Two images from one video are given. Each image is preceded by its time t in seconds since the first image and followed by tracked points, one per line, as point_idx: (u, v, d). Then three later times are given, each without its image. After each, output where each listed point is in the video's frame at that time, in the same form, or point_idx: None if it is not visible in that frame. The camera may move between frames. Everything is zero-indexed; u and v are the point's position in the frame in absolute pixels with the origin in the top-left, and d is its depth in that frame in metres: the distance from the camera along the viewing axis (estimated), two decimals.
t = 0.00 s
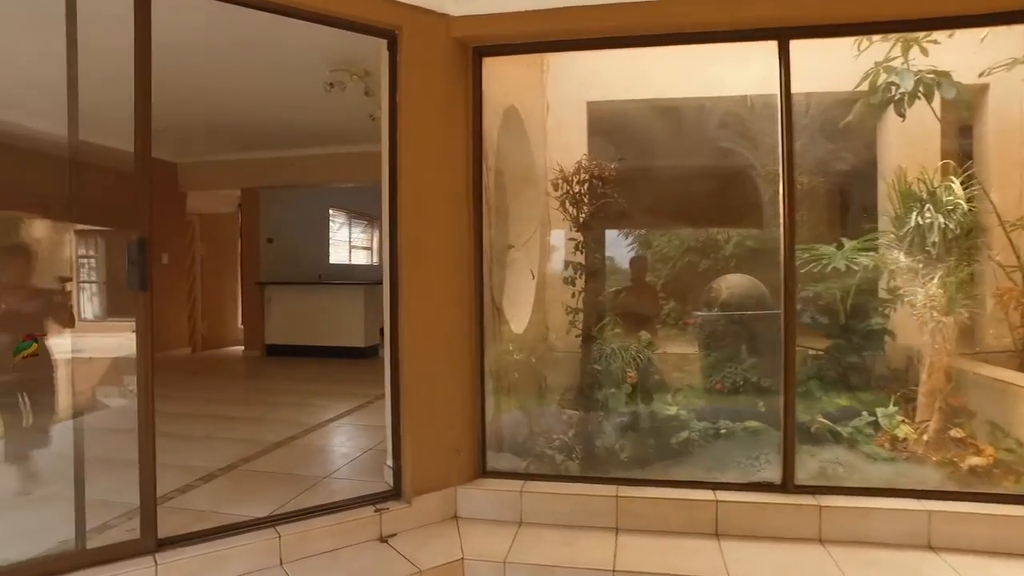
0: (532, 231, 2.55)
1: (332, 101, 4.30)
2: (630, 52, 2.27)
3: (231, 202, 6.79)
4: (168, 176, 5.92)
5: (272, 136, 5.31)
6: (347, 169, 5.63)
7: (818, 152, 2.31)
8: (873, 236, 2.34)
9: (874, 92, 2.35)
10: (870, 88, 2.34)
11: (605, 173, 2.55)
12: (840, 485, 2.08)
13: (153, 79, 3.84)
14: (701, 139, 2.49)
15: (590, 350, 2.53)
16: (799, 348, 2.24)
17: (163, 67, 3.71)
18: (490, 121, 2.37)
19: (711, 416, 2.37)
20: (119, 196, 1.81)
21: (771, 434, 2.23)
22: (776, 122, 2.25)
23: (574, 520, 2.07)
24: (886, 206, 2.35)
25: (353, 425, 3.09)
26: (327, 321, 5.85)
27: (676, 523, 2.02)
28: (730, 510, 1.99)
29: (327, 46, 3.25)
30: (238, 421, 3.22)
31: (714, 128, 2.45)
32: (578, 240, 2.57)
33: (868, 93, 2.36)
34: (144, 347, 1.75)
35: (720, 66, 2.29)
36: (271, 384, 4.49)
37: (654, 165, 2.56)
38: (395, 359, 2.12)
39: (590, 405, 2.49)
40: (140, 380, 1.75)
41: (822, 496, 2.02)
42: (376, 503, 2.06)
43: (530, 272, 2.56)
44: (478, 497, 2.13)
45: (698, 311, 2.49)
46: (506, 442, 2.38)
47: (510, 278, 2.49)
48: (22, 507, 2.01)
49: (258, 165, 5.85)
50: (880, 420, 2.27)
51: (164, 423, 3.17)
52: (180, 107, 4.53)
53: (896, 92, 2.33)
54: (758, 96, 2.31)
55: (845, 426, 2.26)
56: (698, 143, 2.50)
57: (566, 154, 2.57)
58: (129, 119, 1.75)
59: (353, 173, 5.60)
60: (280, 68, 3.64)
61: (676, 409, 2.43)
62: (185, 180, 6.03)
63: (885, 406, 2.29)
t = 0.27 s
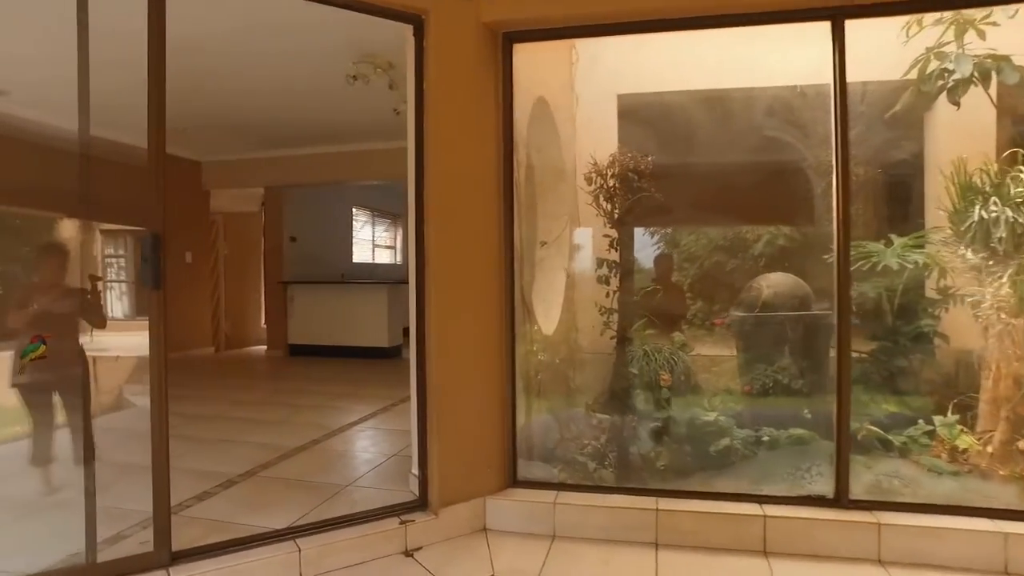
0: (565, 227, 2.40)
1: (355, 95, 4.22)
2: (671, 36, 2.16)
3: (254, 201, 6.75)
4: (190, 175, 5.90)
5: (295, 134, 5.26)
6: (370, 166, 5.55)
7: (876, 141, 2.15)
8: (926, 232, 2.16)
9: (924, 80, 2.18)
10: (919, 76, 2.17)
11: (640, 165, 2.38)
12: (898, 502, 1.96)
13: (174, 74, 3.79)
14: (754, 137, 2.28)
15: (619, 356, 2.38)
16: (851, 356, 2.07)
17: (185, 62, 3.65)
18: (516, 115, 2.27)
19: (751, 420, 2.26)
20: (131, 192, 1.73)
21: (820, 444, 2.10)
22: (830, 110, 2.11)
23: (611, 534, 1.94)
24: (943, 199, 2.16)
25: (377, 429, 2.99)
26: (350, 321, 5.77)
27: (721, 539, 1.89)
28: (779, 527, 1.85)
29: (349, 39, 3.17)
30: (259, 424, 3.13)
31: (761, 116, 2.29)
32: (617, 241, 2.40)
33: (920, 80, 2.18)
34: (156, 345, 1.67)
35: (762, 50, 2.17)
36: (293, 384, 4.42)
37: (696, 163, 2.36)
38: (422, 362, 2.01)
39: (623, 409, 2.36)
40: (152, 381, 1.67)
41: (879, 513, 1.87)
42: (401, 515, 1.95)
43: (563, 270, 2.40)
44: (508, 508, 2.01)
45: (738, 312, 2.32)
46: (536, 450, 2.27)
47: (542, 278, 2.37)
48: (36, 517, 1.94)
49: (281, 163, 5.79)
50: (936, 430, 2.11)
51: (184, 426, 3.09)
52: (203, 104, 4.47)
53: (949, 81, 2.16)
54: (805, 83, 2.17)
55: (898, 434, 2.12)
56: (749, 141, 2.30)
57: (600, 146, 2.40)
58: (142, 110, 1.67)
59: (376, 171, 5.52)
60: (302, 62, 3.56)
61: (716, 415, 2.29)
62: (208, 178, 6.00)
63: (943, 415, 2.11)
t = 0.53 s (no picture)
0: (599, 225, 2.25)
1: (380, 90, 4.12)
2: (714, 16, 2.03)
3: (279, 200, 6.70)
4: (214, 173, 5.86)
5: (317, 131, 5.18)
6: (395, 163, 5.45)
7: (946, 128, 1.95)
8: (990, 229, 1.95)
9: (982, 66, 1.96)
10: (979, 60, 1.95)
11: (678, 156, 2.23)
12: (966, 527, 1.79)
13: (194, 71, 3.72)
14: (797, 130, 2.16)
15: (651, 362, 2.23)
16: (912, 366, 1.88)
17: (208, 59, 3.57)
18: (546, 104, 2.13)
19: (795, 433, 2.10)
20: (137, 188, 1.62)
21: (880, 459, 1.95)
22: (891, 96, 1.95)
23: (651, 556, 1.79)
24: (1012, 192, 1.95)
25: (401, 436, 2.87)
26: (374, 321, 5.67)
27: (771, 564, 1.73)
28: (837, 552, 1.69)
29: (370, 31, 3.06)
30: (279, 428, 3.04)
31: (815, 103, 2.10)
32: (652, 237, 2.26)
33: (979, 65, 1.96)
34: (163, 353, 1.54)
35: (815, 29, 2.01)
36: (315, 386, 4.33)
37: (738, 155, 2.20)
38: (447, 369, 1.87)
39: (659, 416, 2.21)
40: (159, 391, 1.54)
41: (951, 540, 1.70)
42: (425, 531, 1.83)
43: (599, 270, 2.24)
44: (539, 525, 1.88)
45: (775, 312, 2.16)
46: (565, 462, 2.14)
47: (574, 279, 2.22)
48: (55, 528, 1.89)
49: (305, 161, 5.72)
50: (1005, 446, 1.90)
51: (204, 431, 3.01)
52: (226, 102, 4.40)
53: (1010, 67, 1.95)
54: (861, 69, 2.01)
55: (964, 451, 1.91)
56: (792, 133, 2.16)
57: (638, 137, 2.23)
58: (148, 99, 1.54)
59: (399, 168, 5.42)
60: (322, 56, 3.47)
61: (759, 424, 2.14)
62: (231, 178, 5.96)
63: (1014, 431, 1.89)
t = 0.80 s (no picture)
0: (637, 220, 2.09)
1: (406, 80, 4.02)
2: None
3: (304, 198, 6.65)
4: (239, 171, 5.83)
5: (343, 127, 5.11)
6: (421, 159, 5.36)
7: None
8: None
9: None
10: None
11: (722, 148, 2.10)
12: None
13: (218, 58, 3.67)
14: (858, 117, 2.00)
15: (689, 366, 2.09)
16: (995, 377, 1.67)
17: (230, 47, 3.50)
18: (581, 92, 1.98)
19: (846, 444, 1.94)
20: (143, 177, 1.52)
21: (949, 477, 1.77)
22: (968, 79, 1.75)
23: None
24: None
25: (424, 441, 2.75)
26: (399, 320, 5.58)
27: None
28: None
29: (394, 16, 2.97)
30: (301, 432, 2.94)
31: (878, 85, 1.96)
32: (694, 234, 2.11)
33: None
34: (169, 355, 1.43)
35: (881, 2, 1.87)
36: (338, 385, 4.25)
37: (791, 143, 2.06)
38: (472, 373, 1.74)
39: (699, 424, 2.07)
40: (165, 396, 1.43)
41: None
42: (450, 548, 1.70)
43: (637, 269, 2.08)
44: (572, 542, 1.74)
45: (821, 315, 2.04)
46: (598, 473, 1.99)
47: (611, 278, 2.06)
48: (66, 538, 1.81)
49: (331, 158, 5.66)
50: None
51: (224, 434, 2.93)
52: (251, 94, 4.34)
53: None
54: (929, 48, 1.84)
55: None
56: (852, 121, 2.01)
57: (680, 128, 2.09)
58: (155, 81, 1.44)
59: (426, 165, 5.33)
60: (348, 42, 3.39)
61: (811, 435, 1.98)
62: (257, 175, 5.93)
63: None
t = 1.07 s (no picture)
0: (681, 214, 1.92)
1: (430, 72, 3.90)
2: None
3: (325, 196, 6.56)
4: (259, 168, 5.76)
5: (365, 123, 5.02)
6: (445, 154, 5.24)
7: None
8: None
9: None
10: None
11: (766, 134, 2.02)
12: None
13: (237, 52, 3.58)
14: (927, 99, 2.04)
15: (729, 368, 1.95)
16: None
17: (249, 37, 3.39)
18: (614, 70, 1.79)
19: (905, 458, 1.80)
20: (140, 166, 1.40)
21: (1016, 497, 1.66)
22: None
23: None
24: None
25: (447, 448, 2.62)
26: (421, 320, 5.46)
27: None
28: None
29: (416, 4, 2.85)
30: (317, 436, 2.82)
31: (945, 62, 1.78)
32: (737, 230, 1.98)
33: None
34: (166, 360, 1.30)
35: None
36: (358, 386, 4.15)
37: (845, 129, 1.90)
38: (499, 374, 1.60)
39: (738, 431, 1.92)
40: (162, 404, 1.31)
41: None
42: (475, 570, 1.56)
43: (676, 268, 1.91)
44: (608, 565, 1.58)
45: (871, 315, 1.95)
46: (631, 488, 1.81)
47: (650, 275, 1.89)
48: (62, 553, 1.70)
49: (352, 154, 5.56)
50: None
51: (239, 439, 2.82)
52: (272, 88, 4.25)
53: None
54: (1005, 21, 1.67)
55: None
56: (920, 105, 2.05)
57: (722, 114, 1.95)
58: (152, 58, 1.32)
59: (448, 161, 5.22)
60: (369, 33, 3.28)
61: (862, 446, 1.85)
62: (277, 172, 5.86)
63: None
